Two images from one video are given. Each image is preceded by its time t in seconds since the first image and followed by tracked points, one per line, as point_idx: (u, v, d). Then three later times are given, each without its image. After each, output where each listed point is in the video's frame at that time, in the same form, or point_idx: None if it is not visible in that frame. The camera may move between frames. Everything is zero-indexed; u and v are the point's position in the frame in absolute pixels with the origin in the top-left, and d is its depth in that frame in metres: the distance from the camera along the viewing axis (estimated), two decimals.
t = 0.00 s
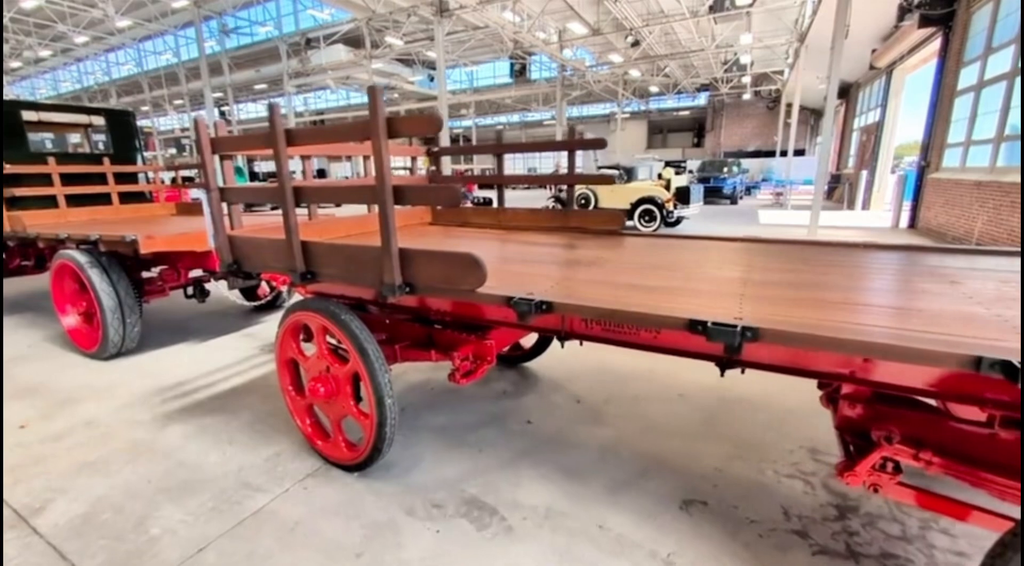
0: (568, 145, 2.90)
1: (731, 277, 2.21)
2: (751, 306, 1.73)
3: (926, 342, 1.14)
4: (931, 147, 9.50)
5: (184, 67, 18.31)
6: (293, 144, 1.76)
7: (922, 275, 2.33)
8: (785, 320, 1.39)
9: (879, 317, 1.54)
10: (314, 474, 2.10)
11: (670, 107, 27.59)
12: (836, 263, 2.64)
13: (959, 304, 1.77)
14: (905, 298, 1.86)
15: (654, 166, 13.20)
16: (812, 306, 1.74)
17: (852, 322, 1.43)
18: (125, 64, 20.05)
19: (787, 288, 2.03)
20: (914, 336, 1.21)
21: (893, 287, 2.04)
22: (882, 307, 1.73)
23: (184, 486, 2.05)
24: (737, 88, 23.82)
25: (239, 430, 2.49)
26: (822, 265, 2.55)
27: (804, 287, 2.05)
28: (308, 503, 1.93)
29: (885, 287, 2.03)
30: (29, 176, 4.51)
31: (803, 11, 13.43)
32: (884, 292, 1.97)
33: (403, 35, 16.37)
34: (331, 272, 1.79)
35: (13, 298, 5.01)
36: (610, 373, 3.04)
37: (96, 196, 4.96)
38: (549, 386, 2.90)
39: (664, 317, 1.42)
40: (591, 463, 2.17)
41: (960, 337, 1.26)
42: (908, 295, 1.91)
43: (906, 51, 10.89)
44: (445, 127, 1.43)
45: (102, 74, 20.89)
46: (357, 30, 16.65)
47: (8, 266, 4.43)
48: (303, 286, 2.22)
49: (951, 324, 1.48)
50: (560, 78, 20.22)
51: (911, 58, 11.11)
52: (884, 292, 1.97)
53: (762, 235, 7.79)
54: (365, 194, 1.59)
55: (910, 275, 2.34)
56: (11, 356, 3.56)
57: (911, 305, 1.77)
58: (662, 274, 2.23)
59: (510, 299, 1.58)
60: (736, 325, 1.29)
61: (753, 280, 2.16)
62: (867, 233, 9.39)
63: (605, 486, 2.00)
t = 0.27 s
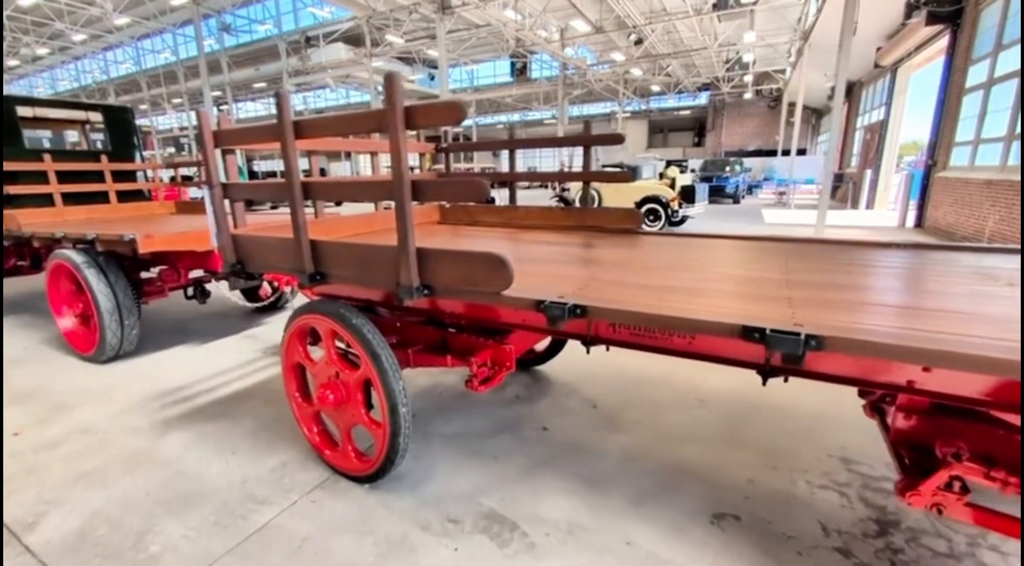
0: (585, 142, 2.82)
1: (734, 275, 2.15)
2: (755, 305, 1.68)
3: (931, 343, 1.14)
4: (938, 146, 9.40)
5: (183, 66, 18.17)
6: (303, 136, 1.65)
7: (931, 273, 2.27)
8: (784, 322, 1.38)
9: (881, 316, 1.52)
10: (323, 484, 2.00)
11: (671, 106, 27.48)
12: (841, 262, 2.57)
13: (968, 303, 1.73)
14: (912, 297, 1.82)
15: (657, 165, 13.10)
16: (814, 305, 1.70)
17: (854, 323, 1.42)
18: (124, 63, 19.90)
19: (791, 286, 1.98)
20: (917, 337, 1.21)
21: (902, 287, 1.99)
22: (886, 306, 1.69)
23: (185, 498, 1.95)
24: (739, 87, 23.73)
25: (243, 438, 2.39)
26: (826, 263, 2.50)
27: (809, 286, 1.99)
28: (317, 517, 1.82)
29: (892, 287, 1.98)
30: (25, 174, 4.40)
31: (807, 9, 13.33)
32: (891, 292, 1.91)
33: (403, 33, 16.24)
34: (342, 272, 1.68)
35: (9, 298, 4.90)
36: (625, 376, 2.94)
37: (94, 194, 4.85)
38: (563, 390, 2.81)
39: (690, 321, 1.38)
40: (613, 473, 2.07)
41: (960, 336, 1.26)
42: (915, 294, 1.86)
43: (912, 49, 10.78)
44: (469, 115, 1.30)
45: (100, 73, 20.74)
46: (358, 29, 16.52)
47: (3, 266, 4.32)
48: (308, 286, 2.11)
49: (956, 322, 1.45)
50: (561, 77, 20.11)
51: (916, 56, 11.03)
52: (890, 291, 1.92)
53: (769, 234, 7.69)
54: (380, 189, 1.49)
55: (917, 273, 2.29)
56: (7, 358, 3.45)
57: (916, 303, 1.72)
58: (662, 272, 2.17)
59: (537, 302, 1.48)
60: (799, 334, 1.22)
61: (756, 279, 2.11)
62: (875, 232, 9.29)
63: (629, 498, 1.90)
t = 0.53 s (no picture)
0: (603, 140, 2.71)
1: (744, 278, 2.07)
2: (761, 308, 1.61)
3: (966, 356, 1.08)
4: (950, 145, 9.27)
5: (184, 64, 18.07)
6: (315, 133, 1.55)
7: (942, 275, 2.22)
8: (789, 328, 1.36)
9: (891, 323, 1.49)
10: (334, 500, 1.91)
11: (675, 105, 27.33)
12: (850, 263, 2.50)
13: (984, 309, 1.68)
14: (925, 303, 1.77)
15: (663, 164, 12.97)
16: (821, 307, 1.64)
17: (866, 332, 1.38)
18: (125, 61, 19.81)
19: (799, 289, 1.91)
20: (930, 348, 1.19)
21: (915, 292, 1.93)
22: (894, 310, 1.64)
23: (189, 515, 1.85)
24: (743, 85, 23.55)
25: (250, 449, 2.29)
26: (835, 264, 2.44)
27: (821, 289, 1.92)
28: (329, 535, 1.73)
29: (901, 292, 1.92)
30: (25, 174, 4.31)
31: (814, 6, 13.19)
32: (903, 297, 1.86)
33: (406, 31, 16.12)
34: (355, 278, 1.58)
35: (10, 300, 4.82)
36: (643, 383, 2.84)
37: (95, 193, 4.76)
38: (580, 398, 2.71)
39: (717, 329, 1.31)
40: (639, 488, 1.97)
41: (974, 345, 1.24)
42: (926, 299, 1.80)
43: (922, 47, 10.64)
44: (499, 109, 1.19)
45: (102, 72, 20.64)
46: (360, 27, 16.40)
47: (3, 267, 4.23)
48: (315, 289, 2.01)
49: (969, 329, 1.41)
50: (565, 76, 19.98)
51: (926, 54, 10.88)
52: (903, 296, 1.85)
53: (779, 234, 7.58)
54: (397, 188, 1.38)
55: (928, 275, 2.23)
56: (7, 363, 3.37)
57: (926, 309, 1.67)
58: (669, 274, 2.10)
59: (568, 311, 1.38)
60: (879, 354, 1.12)
61: (765, 281, 2.03)
62: (886, 232, 9.17)
63: (659, 516, 1.81)
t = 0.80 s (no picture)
0: (626, 140, 2.60)
1: (750, 282, 2.01)
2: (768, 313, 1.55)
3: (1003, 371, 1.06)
4: (964, 143, 9.12)
5: (189, 63, 18.01)
6: (331, 131, 1.46)
7: (954, 280, 2.18)
8: (804, 335, 1.31)
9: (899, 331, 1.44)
10: (349, 517, 1.82)
11: (680, 103, 27.13)
12: (861, 267, 2.43)
13: (1001, 318, 1.62)
14: (938, 311, 1.70)
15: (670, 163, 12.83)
16: (827, 313, 1.59)
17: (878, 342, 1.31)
18: (129, 60, 19.74)
19: (806, 294, 1.85)
20: (939, 360, 1.17)
21: (931, 298, 1.87)
22: (904, 318, 1.58)
23: (198, 532, 1.77)
24: (750, 83, 23.38)
25: (260, 460, 2.21)
26: (844, 267, 2.38)
27: (832, 295, 1.86)
28: (345, 556, 1.64)
29: (913, 299, 1.85)
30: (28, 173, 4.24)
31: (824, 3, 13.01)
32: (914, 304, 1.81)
33: (411, 30, 15.99)
34: (374, 285, 1.49)
35: (13, 302, 4.75)
36: (663, 391, 2.75)
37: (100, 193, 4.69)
38: (599, 406, 2.62)
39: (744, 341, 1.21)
40: (669, 505, 1.88)
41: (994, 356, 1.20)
42: (938, 307, 1.73)
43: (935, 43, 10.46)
44: (539, 107, 1.09)
45: (106, 70, 20.62)
46: (365, 25, 16.27)
47: (7, 268, 4.17)
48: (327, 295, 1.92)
49: (982, 340, 1.35)
50: (570, 74, 19.82)
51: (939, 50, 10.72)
52: (918, 303, 1.80)
53: (792, 235, 7.46)
54: (421, 191, 1.29)
55: (939, 279, 2.19)
56: (10, 367, 3.30)
57: (939, 317, 1.61)
58: (677, 278, 2.03)
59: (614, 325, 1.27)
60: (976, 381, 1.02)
61: (771, 285, 1.96)
62: (899, 232, 9.03)
63: (692, 536, 1.72)
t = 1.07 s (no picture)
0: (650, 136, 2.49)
1: (756, 283, 1.93)
2: (776, 316, 1.50)
3: None
4: (981, 141, 8.93)
5: (193, 61, 17.96)
6: (354, 126, 1.36)
7: (971, 280, 2.11)
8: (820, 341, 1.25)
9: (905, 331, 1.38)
10: (368, 531, 1.73)
11: (687, 101, 26.95)
12: (874, 267, 2.34)
13: (1023, 320, 1.54)
14: (953, 311, 1.63)
15: (679, 162, 12.69)
16: (831, 315, 1.52)
17: (887, 345, 1.26)
18: (134, 59, 19.73)
19: (812, 295, 1.77)
20: (945, 363, 1.12)
21: (949, 298, 1.81)
22: (912, 319, 1.51)
23: (210, 548, 1.68)
24: (757, 81, 23.13)
25: (273, 469, 2.13)
26: (852, 266, 2.32)
27: (841, 296, 1.77)
28: None
29: (923, 300, 1.77)
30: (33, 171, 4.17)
31: None
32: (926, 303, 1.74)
33: (416, 27, 15.86)
34: (398, 290, 1.40)
35: (18, 302, 4.68)
36: (688, 397, 2.65)
37: (106, 191, 4.62)
38: (622, 412, 2.52)
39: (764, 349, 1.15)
40: (704, 520, 1.78)
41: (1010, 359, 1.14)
42: (952, 309, 1.65)
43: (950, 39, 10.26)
44: (586, 99, 1.00)
45: (110, 69, 20.61)
46: (370, 23, 16.16)
47: (11, 268, 4.10)
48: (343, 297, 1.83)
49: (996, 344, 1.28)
50: (576, 72, 19.67)
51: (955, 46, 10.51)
52: (934, 304, 1.73)
53: (805, 234, 7.32)
54: (452, 189, 1.19)
55: (953, 278, 2.13)
56: (16, 369, 3.23)
57: (952, 319, 1.54)
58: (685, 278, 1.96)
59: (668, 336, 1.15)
60: None
61: (776, 285, 1.90)
62: (914, 232, 8.87)
63: (731, 555, 1.62)
